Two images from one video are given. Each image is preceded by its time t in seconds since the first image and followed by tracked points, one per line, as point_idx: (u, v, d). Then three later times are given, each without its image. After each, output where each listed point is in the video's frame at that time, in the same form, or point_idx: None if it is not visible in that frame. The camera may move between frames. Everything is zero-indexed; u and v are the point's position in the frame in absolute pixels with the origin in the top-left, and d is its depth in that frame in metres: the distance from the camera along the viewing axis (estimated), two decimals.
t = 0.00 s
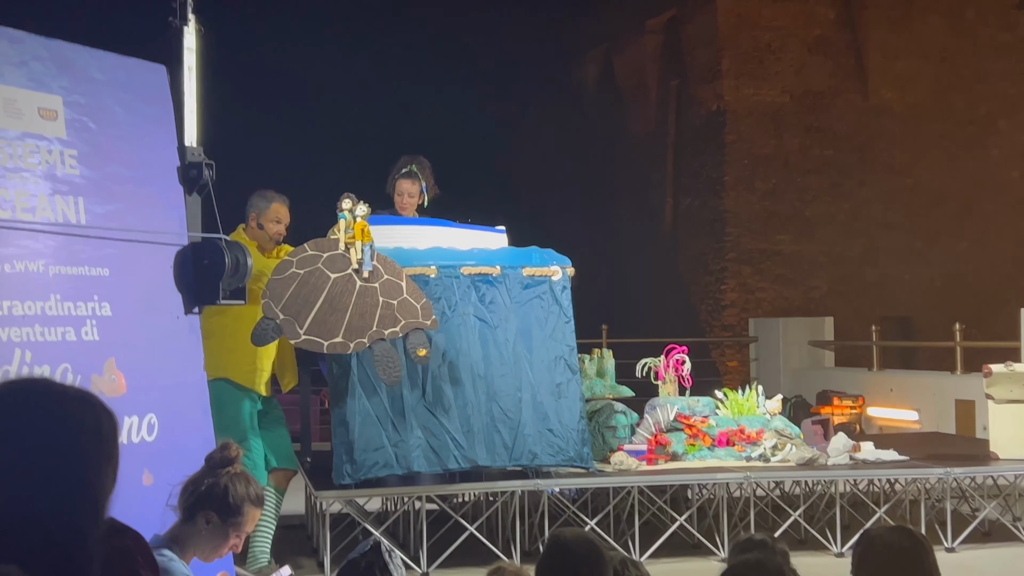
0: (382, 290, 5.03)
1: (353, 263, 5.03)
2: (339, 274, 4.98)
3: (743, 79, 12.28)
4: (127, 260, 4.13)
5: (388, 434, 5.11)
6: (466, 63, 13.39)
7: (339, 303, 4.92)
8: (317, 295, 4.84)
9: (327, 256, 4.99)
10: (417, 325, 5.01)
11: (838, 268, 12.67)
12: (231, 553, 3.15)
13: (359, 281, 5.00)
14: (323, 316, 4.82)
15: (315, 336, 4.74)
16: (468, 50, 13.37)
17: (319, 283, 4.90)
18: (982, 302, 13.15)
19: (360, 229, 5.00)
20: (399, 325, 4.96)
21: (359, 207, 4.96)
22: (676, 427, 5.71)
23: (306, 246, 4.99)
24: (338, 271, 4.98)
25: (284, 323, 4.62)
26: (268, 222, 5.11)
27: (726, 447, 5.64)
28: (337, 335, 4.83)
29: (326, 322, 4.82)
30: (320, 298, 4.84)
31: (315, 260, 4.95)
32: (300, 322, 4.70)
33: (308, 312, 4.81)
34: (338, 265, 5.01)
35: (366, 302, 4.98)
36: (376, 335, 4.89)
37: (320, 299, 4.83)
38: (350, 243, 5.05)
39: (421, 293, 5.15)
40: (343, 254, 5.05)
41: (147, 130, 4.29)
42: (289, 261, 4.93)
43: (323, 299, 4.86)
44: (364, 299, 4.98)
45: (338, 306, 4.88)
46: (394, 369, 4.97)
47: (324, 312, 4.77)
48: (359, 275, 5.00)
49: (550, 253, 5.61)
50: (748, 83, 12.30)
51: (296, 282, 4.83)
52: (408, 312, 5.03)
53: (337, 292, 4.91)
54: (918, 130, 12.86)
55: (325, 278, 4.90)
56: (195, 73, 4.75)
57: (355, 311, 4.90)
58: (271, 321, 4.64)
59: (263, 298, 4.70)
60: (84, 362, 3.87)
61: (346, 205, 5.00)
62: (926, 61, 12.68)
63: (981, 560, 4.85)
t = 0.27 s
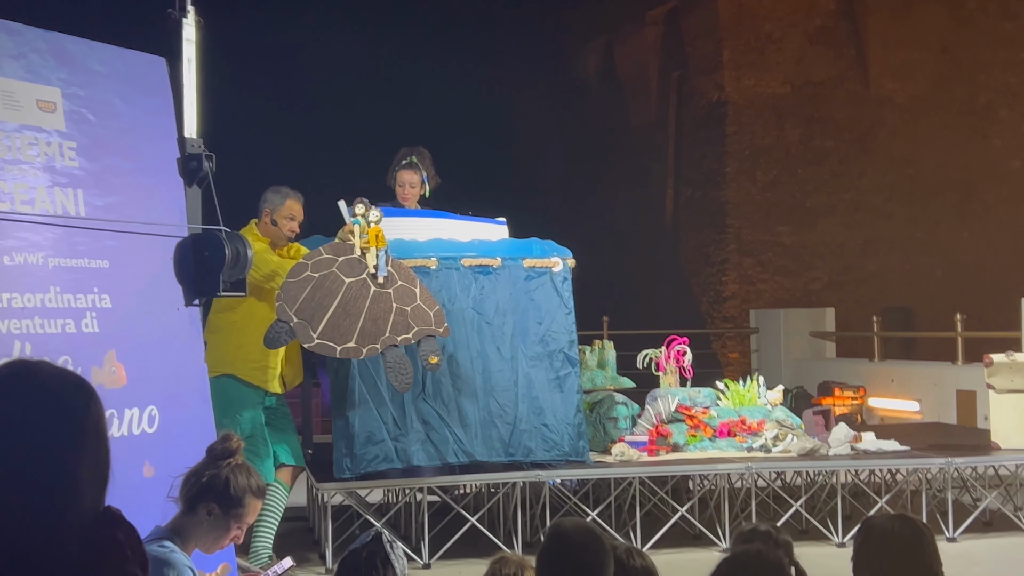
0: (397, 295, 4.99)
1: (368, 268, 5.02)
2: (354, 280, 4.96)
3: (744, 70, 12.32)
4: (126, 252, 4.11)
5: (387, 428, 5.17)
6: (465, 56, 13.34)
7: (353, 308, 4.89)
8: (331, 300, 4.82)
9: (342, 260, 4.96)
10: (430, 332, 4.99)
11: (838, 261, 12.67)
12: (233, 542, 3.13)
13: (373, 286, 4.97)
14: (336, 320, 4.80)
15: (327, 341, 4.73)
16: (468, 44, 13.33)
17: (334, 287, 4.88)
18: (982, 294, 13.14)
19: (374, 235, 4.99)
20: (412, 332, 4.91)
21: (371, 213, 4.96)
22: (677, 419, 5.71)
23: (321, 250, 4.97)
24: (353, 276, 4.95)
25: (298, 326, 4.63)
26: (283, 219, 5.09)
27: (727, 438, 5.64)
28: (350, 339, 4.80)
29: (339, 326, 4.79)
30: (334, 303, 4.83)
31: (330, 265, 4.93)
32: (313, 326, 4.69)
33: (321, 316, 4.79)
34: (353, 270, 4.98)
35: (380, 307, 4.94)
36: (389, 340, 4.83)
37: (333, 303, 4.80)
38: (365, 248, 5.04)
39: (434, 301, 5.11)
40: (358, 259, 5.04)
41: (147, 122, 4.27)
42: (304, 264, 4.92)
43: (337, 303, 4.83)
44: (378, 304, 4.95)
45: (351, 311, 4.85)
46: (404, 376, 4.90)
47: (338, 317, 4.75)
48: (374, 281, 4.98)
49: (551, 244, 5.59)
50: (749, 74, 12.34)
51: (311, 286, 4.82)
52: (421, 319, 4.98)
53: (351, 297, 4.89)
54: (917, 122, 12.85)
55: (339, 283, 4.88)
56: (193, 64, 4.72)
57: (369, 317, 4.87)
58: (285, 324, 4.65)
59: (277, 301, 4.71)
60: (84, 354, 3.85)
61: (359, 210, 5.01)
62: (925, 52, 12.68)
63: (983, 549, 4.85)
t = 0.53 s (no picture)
0: (406, 306, 5.02)
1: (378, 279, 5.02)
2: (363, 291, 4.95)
3: (744, 65, 12.31)
4: (125, 250, 4.12)
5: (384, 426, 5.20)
6: (466, 52, 13.31)
7: (363, 318, 4.89)
8: (341, 309, 4.81)
9: (353, 270, 4.95)
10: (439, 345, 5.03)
11: (839, 255, 12.66)
12: (232, 539, 3.14)
13: (383, 296, 4.99)
14: (344, 330, 4.80)
15: (337, 350, 4.74)
16: (468, 40, 13.30)
17: (344, 296, 4.86)
18: (982, 288, 13.14)
19: (386, 247, 4.99)
20: (420, 343, 4.96)
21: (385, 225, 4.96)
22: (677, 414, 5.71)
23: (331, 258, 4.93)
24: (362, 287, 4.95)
25: (308, 336, 4.61)
26: (294, 220, 4.92)
27: (726, 433, 5.65)
28: (359, 349, 4.81)
29: (349, 336, 4.81)
30: (344, 313, 4.82)
31: (341, 274, 4.91)
32: (323, 336, 4.69)
33: (331, 325, 4.79)
34: (363, 280, 4.97)
35: (389, 317, 4.96)
36: (397, 352, 4.87)
37: (344, 313, 4.80)
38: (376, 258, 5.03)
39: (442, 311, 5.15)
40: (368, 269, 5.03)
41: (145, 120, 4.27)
42: (315, 272, 4.88)
43: (347, 313, 4.83)
44: (386, 314, 4.97)
45: (361, 321, 4.87)
46: (413, 386, 4.98)
47: (349, 327, 4.76)
48: (385, 291, 4.99)
49: (550, 240, 5.59)
50: (749, 69, 12.33)
51: (320, 295, 4.79)
52: (428, 329, 5.04)
53: (359, 307, 4.89)
54: (918, 117, 12.83)
55: (350, 292, 4.87)
56: (192, 63, 4.66)
57: (378, 328, 4.89)
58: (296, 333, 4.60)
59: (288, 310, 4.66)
60: (83, 352, 3.86)
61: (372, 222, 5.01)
62: (925, 47, 12.66)
63: (982, 545, 4.85)
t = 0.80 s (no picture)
0: (420, 315, 5.07)
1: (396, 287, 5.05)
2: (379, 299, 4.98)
3: (745, 58, 12.32)
4: (127, 243, 4.12)
5: (385, 419, 5.21)
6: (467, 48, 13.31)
7: (378, 325, 4.94)
8: (356, 316, 4.85)
9: (370, 277, 4.97)
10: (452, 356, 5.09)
11: (840, 250, 12.65)
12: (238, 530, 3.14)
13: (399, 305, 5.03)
14: (358, 337, 4.85)
15: (350, 357, 4.79)
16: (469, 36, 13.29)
17: (360, 303, 4.89)
18: (985, 281, 13.11)
19: (403, 256, 5.02)
20: (433, 353, 5.02)
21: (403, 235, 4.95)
22: (679, 407, 5.72)
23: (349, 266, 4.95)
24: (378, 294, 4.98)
25: (323, 342, 4.65)
26: (312, 219, 4.78)
27: (729, 426, 5.66)
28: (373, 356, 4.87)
29: (363, 343, 4.86)
30: (359, 319, 4.86)
31: (357, 280, 4.93)
32: (338, 342, 4.74)
33: (345, 331, 4.83)
34: (379, 287, 5.00)
35: (402, 325, 5.01)
36: (410, 361, 4.93)
37: (359, 319, 4.84)
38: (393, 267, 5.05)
39: (456, 321, 5.20)
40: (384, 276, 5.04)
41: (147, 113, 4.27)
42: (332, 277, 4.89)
43: (362, 319, 4.88)
44: (401, 322, 5.02)
45: (375, 328, 4.91)
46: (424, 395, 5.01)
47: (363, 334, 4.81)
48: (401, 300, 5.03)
49: (552, 233, 5.61)
50: (750, 62, 12.34)
51: (336, 301, 4.81)
52: (442, 339, 5.09)
53: (374, 314, 4.93)
54: (919, 111, 12.83)
55: (365, 299, 4.90)
56: (193, 55, 4.69)
57: (393, 337, 4.95)
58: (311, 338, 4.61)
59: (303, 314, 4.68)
60: (86, 344, 3.86)
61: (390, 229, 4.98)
62: (925, 39, 12.67)
63: (984, 537, 4.85)
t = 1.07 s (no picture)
0: (429, 322, 5.15)
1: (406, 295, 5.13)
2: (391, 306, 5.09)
3: (744, 53, 12.32)
4: (128, 237, 4.12)
5: (383, 413, 5.22)
6: (466, 45, 13.31)
7: (389, 333, 5.07)
8: (366, 326, 4.98)
9: (380, 286, 5.09)
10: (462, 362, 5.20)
11: (840, 246, 12.66)
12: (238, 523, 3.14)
13: (409, 312, 5.11)
14: (371, 345, 4.99)
15: (363, 367, 4.96)
16: (469, 32, 13.29)
17: (370, 313, 5.02)
18: (985, 276, 13.10)
19: (412, 264, 5.07)
20: (445, 360, 5.15)
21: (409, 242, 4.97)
22: (679, 401, 5.74)
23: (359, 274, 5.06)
24: (390, 302, 5.09)
25: (334, 355, 4.86)
26: (321, 221, 4.71)
27: (728, 420, 5.66)
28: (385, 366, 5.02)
29: (375, 353, 5.01)
30: (370, 329, 4.99)
31: (367, 289, 5.05)
32: (349, 354, 4.91)
33: (358, 341, 4.99)
34: (390, 296, 5.11)
35: (413, 333, 5.12)
36: (420, 369, 5.06)
37: (370, 329, 4.97)
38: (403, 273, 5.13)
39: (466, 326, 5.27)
40: (396, 283, 5.13)
41: (147, 106, 4.27)
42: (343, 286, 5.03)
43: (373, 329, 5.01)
44: (412, 329, 5.12)
45: (387, 337, 5.03)
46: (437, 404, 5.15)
47: (373, 345, 4.95)
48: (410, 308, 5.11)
49: (551, 227, 5.62)
50: (750, 57, 12.34)
51: (348, 310, 4.97)
52: (452, 346, 5.18)
53: (386, 323, 5.06)
54: (918, 106, 12.83)
55: (375, 309, 5.02)
56: (194, 48, 4.69)
57: (404, 344, 5.08)
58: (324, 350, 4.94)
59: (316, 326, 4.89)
60: (87, 338, 3.86)
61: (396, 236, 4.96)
62: (925, 34, 12.69)
63: (984, 531, 4.85)
